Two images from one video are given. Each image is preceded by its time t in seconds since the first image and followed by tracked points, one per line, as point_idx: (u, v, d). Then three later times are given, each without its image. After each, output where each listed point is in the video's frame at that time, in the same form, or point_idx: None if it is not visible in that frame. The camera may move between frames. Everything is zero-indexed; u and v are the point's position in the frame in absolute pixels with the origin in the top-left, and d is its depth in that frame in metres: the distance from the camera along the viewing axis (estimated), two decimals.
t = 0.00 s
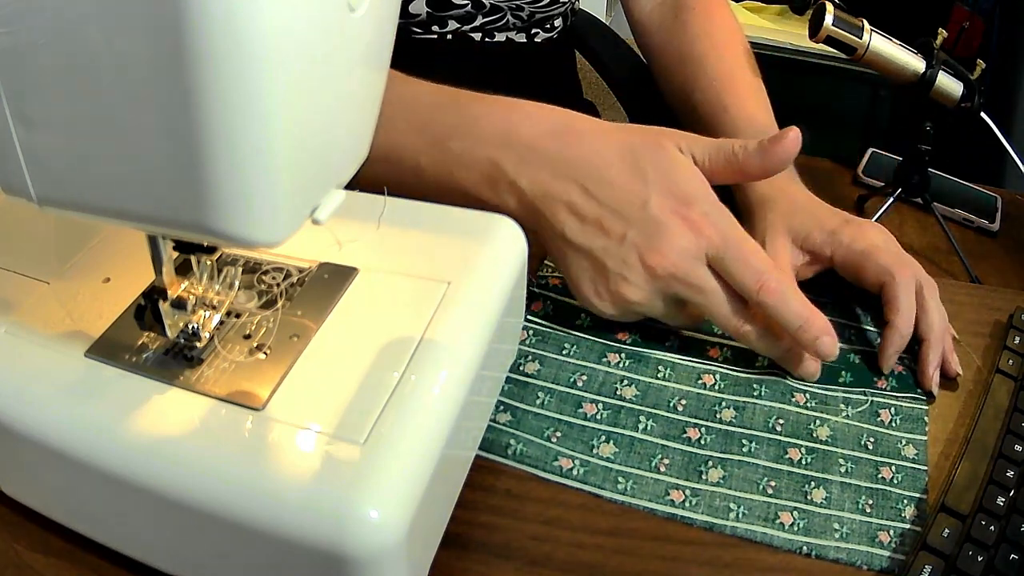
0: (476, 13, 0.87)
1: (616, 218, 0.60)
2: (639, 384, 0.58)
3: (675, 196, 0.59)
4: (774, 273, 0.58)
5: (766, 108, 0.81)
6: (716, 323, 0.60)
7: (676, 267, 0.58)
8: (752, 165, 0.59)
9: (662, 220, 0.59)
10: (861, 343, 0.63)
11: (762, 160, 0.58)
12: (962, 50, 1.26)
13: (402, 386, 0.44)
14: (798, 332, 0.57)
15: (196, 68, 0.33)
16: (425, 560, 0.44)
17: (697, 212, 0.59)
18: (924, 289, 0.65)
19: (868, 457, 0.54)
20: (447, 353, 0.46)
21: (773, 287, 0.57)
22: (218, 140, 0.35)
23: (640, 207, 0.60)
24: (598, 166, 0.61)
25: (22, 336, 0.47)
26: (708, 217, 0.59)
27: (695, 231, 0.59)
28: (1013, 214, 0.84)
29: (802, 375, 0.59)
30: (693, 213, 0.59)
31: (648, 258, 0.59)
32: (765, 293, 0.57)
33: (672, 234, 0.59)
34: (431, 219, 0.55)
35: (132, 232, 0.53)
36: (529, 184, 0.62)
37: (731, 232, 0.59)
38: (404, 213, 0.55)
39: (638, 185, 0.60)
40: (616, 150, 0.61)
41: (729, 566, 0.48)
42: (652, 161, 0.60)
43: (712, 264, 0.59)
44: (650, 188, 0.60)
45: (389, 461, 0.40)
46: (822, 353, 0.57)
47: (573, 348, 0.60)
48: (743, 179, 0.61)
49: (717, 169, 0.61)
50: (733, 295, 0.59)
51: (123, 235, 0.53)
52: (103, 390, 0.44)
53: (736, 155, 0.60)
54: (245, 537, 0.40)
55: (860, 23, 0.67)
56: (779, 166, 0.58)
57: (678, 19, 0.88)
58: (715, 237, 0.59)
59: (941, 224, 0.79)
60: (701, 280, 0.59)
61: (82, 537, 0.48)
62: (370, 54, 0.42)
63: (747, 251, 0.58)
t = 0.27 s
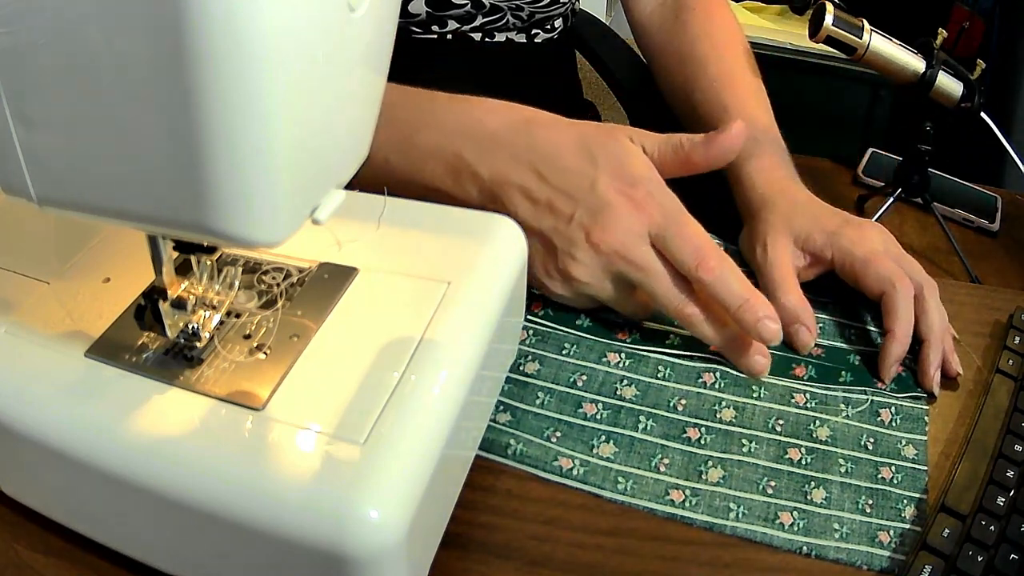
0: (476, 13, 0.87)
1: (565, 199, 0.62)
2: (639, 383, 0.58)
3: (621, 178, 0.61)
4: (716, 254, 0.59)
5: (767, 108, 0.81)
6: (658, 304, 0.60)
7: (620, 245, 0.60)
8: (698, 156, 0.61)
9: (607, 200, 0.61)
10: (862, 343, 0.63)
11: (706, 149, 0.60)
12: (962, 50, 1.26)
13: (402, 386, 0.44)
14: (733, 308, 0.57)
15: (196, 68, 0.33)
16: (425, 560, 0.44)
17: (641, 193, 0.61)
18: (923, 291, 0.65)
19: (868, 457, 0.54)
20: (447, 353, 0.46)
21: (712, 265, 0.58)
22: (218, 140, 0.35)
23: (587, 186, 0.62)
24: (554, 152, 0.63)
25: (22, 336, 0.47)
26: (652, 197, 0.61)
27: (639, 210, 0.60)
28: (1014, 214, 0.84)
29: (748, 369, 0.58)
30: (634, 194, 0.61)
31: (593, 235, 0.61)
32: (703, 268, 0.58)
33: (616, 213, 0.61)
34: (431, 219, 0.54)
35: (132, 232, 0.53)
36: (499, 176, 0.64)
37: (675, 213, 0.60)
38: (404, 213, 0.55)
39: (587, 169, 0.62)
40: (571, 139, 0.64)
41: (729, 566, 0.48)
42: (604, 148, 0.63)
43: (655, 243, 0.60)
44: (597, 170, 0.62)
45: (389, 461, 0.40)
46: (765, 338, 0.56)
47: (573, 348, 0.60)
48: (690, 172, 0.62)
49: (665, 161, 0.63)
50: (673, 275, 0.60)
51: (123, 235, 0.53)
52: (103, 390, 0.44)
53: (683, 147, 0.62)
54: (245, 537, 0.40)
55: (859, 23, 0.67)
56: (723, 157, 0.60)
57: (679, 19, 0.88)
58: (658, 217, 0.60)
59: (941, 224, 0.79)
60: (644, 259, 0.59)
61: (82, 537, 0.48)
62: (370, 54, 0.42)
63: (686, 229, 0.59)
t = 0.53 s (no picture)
0: (474, 13, 0.87)
1: (516, 173, 0.64)
2: (639, 383, 0.58)
3: (570, 154, 0.63)
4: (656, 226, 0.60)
5: (767, 108, 0.81)
6: (605, 278, 0.62)
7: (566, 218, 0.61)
8: (645, 139, 0.62)
9: (556, 173, 0.63)
10: (862, 343, 0.63)
11: (652, 131, 0.61)
12: (962, 50, 1.26)
13: (402, 386, 0.44)
14: (674, 280, 0.59)
15: (196, 68, 0.33)
16: (425, 560, 0.44)
17: (587, 168, 0.62)
18: (923, 290, 0.65)
19: (868, 457, 0.54)
20: (447, 353, 0.46)
21: (653, 237, 0.60)
22: (218, 140, 0.35)
23: (537, 164, 0.63)
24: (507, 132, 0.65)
25: (22, 336, 0.47)
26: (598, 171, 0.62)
27: (586, 184, 0.62)
28: (1014, 215, 0.84)
29: (688, 349, 0.60)
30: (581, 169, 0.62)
31: (541, 207, 0.62)
32: (644, 239, 0.60)
33: (562, 186, 0.62)
34: (432, 219, 0.54)
35: (132, 232, 0.53)
36: (454, 156, 0.66)
37: (619, 184, 0.61)
38: (404, 213, 0.55)
39: (536, 146, 0.64)
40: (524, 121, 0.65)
41: (729, 566, 0.48)
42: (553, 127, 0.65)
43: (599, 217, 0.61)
44: (547, 148, 0.64)
45: (389, 461, 0.40)
46: (703, 311, 0.59)
47: (573, 348, 0.60)
48: (634, 152, 0.63)
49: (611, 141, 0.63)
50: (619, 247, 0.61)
51: (123, 235, 0.53)
52: (103, 390, 0.44)
53: (630, 126, 0.63)
54: (245, 537, 0.40)
55: (859, 23, 0.67)
56: (668, 138, 0.61)
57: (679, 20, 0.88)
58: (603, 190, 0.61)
59: (941, 224, 0.79)
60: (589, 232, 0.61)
61: (82, 537, 0.48)
62: (370, 54, 0.42)
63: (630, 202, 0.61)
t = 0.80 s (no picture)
0: (472, 14, 0.88)
1: (451, 148, 0.66)
2: (639, 383, 0.58)
3: (504, 131, 0.65)
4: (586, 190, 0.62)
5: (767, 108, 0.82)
6: (537, 246, 0.62)
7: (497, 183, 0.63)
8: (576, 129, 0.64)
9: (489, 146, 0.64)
10: (862, 343, 0.63)
11: (585, 119, 0.63)
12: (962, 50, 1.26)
13: (402, 386, 0.44)
14: (601, 240, 0.60)
15: (196, 68, 0.33)
16: (425, 559, 0.44)
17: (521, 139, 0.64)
18: (923, 290, 0.65)
19: (868, 457, 0.54)
20: (447, 353, 0.46)
21: (583, 199, 0.61)
22: (218, 140, 0.35)
23: (470, 136, 0.66)
24: (445, 116, 0.68)
25: (21, 336, 0.47)
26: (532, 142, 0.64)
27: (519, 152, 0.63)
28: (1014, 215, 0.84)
29: (613, 324, 0.61)
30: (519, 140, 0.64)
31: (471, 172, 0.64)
32: (576, 200, 0.61)
33: (496, 155, 0.63)
34: (432, 219, 0.54)
35: (132, 232, 0.53)
36: (394, 138, 0.69)
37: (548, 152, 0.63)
38: (404, 213, 0.55)
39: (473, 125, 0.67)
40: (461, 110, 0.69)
41: (729, 566, 0.48)
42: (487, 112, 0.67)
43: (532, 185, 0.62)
44: (482, 125, 0.66)
45: (389, 461, 0.40)
46: (630, 272, 0.60)
47: (573, 348, 0.60)
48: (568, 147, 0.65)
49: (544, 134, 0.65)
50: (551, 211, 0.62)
51: (123, 235, 0.53)
52: (103, 390, 0.44)
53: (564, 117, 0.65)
54: (245, 537, 0.40)
55: (860, 23, 0.67)
56: (600, 130, 0.63)
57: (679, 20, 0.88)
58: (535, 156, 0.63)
59: (941, 224, 0.79)
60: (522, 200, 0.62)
61: (82, 537, 0.48)
62: (370, 54, 0.42)
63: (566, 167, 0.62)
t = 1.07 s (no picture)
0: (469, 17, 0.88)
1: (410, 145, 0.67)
2: (639, 383, 0.58)
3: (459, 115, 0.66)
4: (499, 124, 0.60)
5: (767, 105, 0.83)
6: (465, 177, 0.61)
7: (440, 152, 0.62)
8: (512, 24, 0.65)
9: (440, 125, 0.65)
10: (862, 342, 0.64)
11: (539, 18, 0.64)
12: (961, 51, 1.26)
13: (402, 386, 0.44)
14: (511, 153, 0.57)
15: (196, 69, 0.33)
16: (425, 559, 0.44)
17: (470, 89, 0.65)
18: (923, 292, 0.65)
19: (867, 457, 0.54)
20: (448, 354, 0.46)
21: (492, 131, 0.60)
22: (219, 140, 0.35)
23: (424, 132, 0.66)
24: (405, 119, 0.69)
25: (21, 336, 0.47)
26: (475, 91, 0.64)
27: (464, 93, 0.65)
28: (1014, 214, 0.84)
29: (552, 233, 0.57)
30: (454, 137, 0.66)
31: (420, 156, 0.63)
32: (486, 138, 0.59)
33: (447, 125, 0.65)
34: (432, 219, 0.55)
35: (132, 232, 0.53)
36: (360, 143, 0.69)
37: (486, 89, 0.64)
38: (404, 213, 0.55)
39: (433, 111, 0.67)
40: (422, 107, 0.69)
41: (729, 566, 0.48)
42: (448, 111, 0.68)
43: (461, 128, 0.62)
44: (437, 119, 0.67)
45: (389, 461, 0.40)
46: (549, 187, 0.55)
47: (573, 348, 0.60)
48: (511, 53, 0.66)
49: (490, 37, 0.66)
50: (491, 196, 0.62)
51: (123, 235, 0.53)
52: (103, 390, 0.44)
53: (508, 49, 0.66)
54: (246, 538, 0.40)
55: (859, 23, 0.67)
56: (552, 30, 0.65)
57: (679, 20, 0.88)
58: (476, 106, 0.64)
59: (941, 223, 0.79)
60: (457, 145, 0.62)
61: (83, 537, 0.48)
62: (370, 55, 0.42)
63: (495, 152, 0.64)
